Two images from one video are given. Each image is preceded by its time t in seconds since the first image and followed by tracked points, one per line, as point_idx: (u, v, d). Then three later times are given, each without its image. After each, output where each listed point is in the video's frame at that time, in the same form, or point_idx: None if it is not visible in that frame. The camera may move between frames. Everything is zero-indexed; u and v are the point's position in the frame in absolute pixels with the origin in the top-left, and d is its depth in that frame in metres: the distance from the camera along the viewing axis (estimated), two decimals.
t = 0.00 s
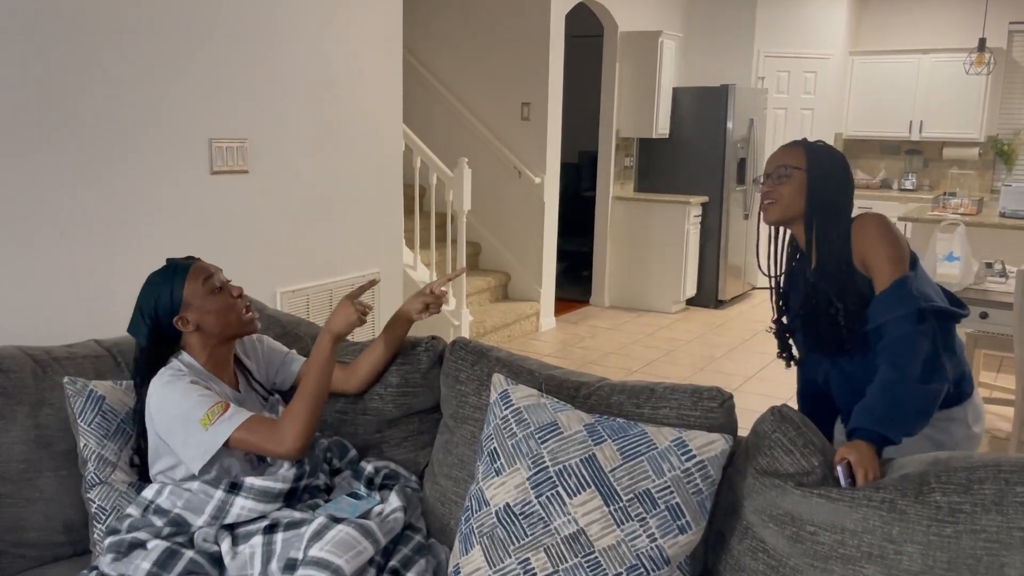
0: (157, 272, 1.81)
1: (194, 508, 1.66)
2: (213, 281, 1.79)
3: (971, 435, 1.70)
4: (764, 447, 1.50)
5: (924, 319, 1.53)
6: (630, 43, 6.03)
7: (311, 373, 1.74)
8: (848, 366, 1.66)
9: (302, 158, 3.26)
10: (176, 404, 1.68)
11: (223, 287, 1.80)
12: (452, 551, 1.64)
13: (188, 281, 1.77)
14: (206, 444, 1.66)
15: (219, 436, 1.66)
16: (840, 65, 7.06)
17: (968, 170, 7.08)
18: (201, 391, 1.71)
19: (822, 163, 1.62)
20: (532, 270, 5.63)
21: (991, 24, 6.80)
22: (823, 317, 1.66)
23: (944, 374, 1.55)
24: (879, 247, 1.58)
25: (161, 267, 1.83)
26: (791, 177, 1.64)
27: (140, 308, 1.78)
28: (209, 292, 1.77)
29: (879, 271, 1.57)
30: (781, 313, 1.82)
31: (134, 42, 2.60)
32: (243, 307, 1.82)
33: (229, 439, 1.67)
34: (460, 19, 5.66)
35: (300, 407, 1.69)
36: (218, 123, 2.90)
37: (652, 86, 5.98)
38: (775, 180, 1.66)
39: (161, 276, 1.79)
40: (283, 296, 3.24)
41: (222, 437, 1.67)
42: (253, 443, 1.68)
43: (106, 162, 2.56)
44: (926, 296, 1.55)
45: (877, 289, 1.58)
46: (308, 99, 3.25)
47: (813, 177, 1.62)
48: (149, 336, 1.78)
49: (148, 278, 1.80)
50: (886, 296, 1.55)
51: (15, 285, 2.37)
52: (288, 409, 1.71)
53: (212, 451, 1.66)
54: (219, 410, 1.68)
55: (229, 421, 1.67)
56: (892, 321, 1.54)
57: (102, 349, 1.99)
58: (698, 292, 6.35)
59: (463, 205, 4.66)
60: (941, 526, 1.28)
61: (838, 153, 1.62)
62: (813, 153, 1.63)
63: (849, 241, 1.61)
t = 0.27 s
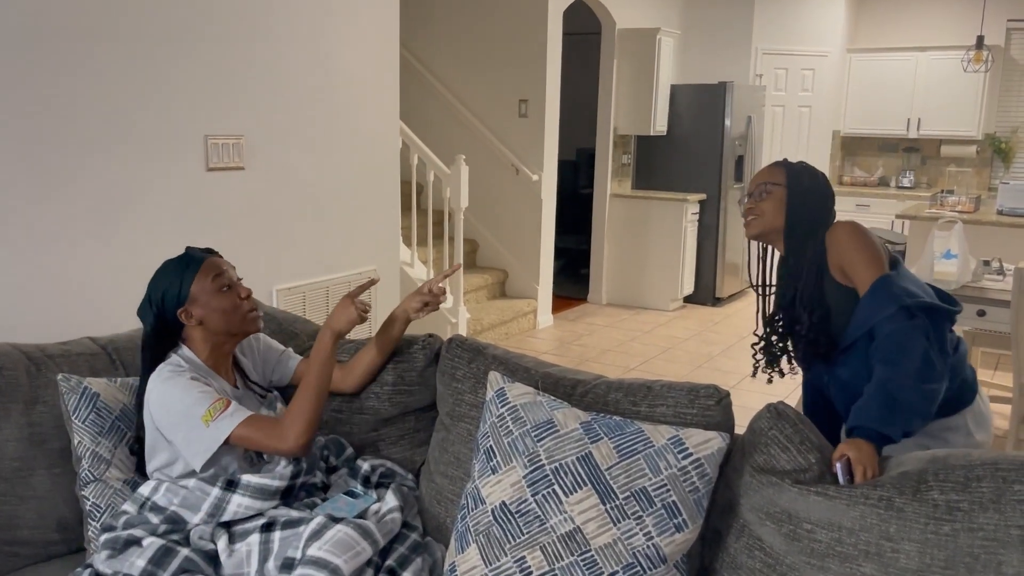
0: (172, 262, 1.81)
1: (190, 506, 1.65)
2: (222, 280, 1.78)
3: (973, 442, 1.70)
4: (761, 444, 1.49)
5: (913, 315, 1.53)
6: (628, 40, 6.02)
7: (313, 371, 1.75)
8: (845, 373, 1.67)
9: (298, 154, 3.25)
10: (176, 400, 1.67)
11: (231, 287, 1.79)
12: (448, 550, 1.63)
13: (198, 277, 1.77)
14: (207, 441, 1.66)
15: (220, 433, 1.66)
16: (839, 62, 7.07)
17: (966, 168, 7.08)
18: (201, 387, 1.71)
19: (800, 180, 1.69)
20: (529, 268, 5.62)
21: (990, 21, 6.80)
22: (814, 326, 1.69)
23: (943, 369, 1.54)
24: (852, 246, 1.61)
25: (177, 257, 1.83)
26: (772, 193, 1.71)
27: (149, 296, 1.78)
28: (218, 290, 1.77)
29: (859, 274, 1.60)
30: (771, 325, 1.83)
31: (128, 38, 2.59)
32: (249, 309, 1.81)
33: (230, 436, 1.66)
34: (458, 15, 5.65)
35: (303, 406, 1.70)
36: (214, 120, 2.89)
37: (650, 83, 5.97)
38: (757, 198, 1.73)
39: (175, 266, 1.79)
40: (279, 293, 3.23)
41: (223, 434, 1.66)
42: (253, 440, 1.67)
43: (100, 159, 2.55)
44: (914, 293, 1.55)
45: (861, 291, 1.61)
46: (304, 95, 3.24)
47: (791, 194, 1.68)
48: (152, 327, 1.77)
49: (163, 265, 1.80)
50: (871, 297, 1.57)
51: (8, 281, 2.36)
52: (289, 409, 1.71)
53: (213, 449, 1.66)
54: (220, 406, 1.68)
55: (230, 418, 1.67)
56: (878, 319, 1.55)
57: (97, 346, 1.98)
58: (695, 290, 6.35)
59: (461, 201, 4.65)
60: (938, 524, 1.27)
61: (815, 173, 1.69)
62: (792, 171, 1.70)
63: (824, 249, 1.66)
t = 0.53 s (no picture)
0: (167, 262, 1.79)
1: (185, 506, 1.64)
2: (224, 277, 1.79)
3: (976, 441, 1.68)
4: (757, 444, 1.49)
5: (905, 314, 1.53)
6: (625, 38, 6.01)
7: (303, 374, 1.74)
8: (841, 378, 1.66)
9: (295, 152, 3.24)
10: (172, 401, 1.66)
11: (232, 284, 1.80)
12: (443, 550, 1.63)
13: (199, 274, 1.76)
14: (202, 442, 1.65)
15: (216, 433, 1.65)
16: (836, 60, 7.06)
17: (963, 167, 7.08)
18: (197, 388, 1.70)
19: (788, 189, 1.69)
20: (527, 266, 5.62)
21: (987, 20, 6.80)
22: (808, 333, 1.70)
23: (937, 366, 1.54)
24: (839, 248, 1.62)
25: (174, 256, 1.82)
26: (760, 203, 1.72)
27: (146, 296, 1.76)
28: (220, 286, 1.77)
29: (848, 277, 1.61)
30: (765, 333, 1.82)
31: (123, 36, 2.58)
32: (251, 304, 1.81)
33: (226, 437, 1.66)
34: (455, 13, 5.64)
35: (300, 406, 1.70)
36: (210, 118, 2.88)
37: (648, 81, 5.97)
38: (746, 208, 1.74)
39: (170, 267, 1.77)
40: (276, 292, 3.23)
41: (218, 435, 1.66)
42: (251, 441, 1.66)
43: (96, 157, 2.54)
44: (906, 291, 1.56)
45: (852, 295, 1.62)
46: (301, 93, 3.23)
47: (778, 203, 1.69)
48: (152, 325, 1.76)
49: (156, 267, 1.78)
50: (862, 299, 1.57)
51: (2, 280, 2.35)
52: (287, 409, 1.70)
53: (209, 449, 1.65)
54: (216, 407, 1.67)
55: (226, 420, 1.66)
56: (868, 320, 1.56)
57: (91, 345, 1.97)
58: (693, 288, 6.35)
59: (458, 199, 4.65)
60: (934, 524, 1.27)
61: (802, 182, 1.70)
62: (777, 181, 1.71)
63: (812, 256, 1.67)
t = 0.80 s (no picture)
0: (162, 261, 1.79)
1: (181, 506, 1.64)
2: (221, 276, 1.79)
3: (975, 439, 1.69)
4: (754, 444, 1.49)
5: (900, 315, 1.53)
6: (623, 36, 6.00)
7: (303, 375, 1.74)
8: (840, 381, 1.66)
9: (291, 150, 3.23)
10: (170, 399, 1.66)
11: (229, 283, 1.80)
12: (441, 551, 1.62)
13: (195, 272, 1.76)
14: (200, 440, 1.65)
15: (215, 432, 1.65)
16: (834, 59, 7.06)
17: (961, 165, 7.09)
18: (195, 386, 1.69)
19: (781, 192, 1.69)
20: (524, 264, 5.62)
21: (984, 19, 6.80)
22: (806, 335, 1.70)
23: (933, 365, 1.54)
24: (834, 251, 1.62)
25: (170, 255, 1.81)
26: (754, 207, 1.71)
27: (142, 295, 1.75)
28: (216, 285, 1.77)
29: (844, 280, 1.61)
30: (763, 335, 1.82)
31: (119, 34, 2.57)
32: (247, 304, 1.81)
33: (224, 436, 1.66)
34: (452, 11, 5.63)
35: (299, 405, 1.69)
36: (205, 116, 2.87)
37: (645, 79, 5.96)
38: (739, 213, 1.73)
39: (166, 265, 1.77)
40: (273, 291, 3.22)
41: (217, 434, 1.65)
42: (250, 441, 1.66)
43: (92, 155, 2.53)
44: (902, 292, 1.56)
45: (848, 297, 1.62)
46: (297, 91, 3.22)
47: (773, 206, 1.68)
48: (148, 325, 1.75)
49: (153, 265, 1.77)
50: (857, 302, 1.58)
51: None
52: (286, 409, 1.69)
53: (207, 448, 1.65)
54: (214, 406, 1.67)
55: (224, 419, 1.66)
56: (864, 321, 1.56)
57: (87, 344, 1.97)
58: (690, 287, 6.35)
59: (455, 198, 4.64)
60: (931, 525, 1.27)
61: (794, 185, 1.70)
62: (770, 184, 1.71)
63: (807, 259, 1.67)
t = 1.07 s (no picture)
0: (163, 261, 1.79)
1: (179, 504, 1.64)
2: (221, 276, 1.78)
3: (969, 435, 1.69)
4: (751, 442, 1.49)
5: (894, 313, 1.53)
6: (621, 34, 6.00)
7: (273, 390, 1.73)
8: (835, 380, 1.66)
9: (289, 148, 3.23)
10: (167, 403, 1.65)
11: (229, 282, 1.79)
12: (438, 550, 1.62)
13: (195, 272, 1.76)
14: (194, 448, 1.64)
15: (207, 442, 1.64)
16: (831, 57, 7.07)
17: (958, 164, 7.10)
18: (196, 392, 1.68)
19: (773, 193, 1.70)
20: (522, 263, 5.61)
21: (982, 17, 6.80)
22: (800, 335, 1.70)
23: (928, 363, 1.55)
24: (827, 251, 1.63)
25: (170, 255, 1.81)
26: (746, 209, 1.71)
27: (143, 295, 1.76)
28: (216, 284, 1.76)
29: (837, 279, 1.61)
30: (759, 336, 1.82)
31: (116, 32, 2.56)
32: (247, 303, 1.81)
33: (216, 447, 1.65)
34: (450, 9, 5.62)
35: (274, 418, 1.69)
36: (203, 114, 2.87)
37: (643, 77, 5.96)
38: (731, 215, 1.73)
39: (167, 265, 1.77)
40: (270, 289, 3.21)
41: (211, 444, 1.64)
42: (246, 454, 1.65)
43: (91, 153, 2.53)
44: (896, 288, 1.56)
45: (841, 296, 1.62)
46: (295, 89, 3.22)
47: (767, 207, 1.69)
48: (148, 325, 1.76)
49: (153, 265, 1.78)
50: (851, 300, 1.58)
51: None
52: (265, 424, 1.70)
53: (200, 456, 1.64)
54: (211, 416, 1.66)
55: (219, 429, 1.65)
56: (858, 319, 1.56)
57: (84, 343, 1.96)
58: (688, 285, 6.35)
59: (453, 196, 4.63)
60: (929, 522, 1.27)
61: (784, 185, 1.71)
62: (762, 185, 1.71)
63: (801, 260, 1.68)
